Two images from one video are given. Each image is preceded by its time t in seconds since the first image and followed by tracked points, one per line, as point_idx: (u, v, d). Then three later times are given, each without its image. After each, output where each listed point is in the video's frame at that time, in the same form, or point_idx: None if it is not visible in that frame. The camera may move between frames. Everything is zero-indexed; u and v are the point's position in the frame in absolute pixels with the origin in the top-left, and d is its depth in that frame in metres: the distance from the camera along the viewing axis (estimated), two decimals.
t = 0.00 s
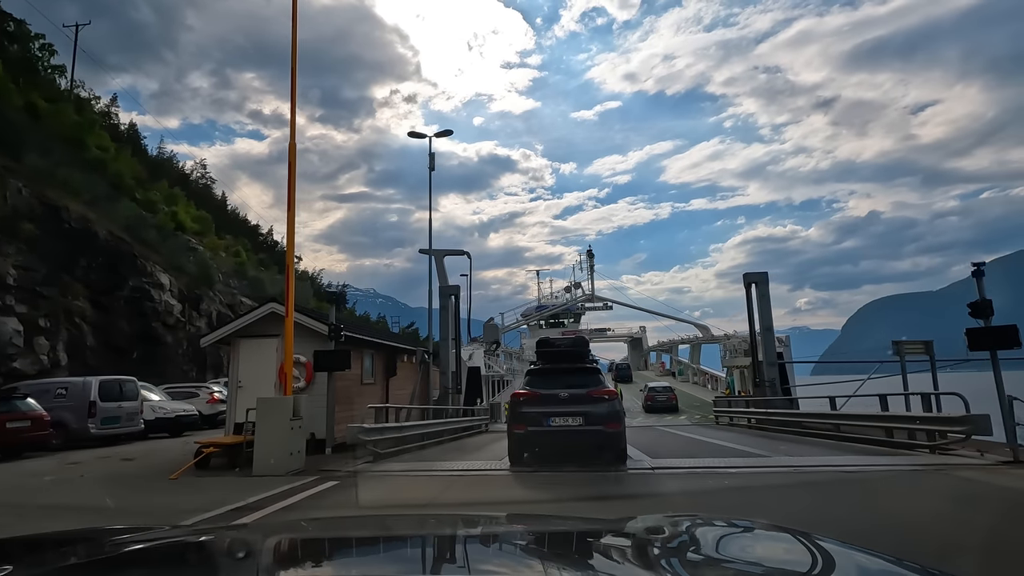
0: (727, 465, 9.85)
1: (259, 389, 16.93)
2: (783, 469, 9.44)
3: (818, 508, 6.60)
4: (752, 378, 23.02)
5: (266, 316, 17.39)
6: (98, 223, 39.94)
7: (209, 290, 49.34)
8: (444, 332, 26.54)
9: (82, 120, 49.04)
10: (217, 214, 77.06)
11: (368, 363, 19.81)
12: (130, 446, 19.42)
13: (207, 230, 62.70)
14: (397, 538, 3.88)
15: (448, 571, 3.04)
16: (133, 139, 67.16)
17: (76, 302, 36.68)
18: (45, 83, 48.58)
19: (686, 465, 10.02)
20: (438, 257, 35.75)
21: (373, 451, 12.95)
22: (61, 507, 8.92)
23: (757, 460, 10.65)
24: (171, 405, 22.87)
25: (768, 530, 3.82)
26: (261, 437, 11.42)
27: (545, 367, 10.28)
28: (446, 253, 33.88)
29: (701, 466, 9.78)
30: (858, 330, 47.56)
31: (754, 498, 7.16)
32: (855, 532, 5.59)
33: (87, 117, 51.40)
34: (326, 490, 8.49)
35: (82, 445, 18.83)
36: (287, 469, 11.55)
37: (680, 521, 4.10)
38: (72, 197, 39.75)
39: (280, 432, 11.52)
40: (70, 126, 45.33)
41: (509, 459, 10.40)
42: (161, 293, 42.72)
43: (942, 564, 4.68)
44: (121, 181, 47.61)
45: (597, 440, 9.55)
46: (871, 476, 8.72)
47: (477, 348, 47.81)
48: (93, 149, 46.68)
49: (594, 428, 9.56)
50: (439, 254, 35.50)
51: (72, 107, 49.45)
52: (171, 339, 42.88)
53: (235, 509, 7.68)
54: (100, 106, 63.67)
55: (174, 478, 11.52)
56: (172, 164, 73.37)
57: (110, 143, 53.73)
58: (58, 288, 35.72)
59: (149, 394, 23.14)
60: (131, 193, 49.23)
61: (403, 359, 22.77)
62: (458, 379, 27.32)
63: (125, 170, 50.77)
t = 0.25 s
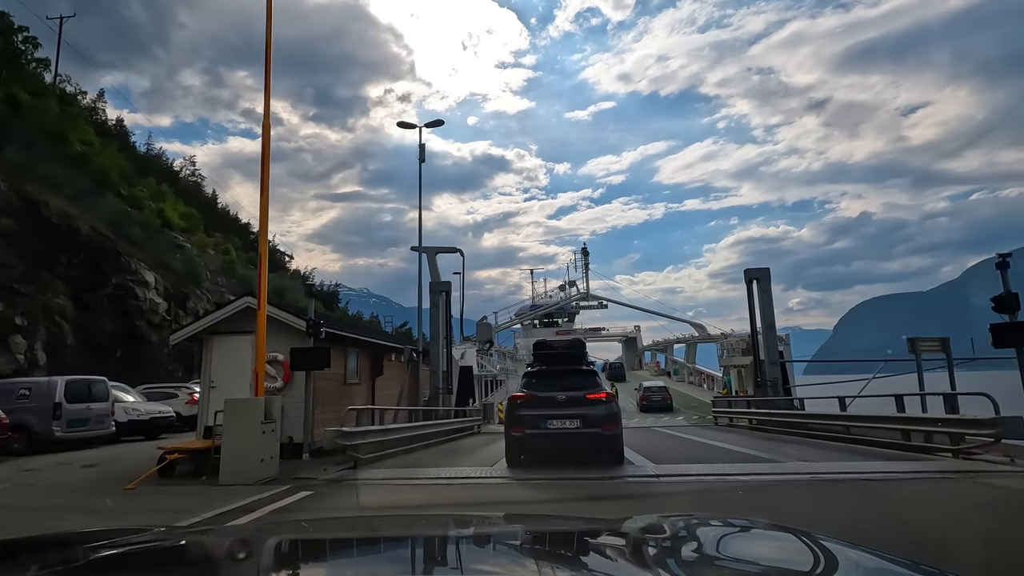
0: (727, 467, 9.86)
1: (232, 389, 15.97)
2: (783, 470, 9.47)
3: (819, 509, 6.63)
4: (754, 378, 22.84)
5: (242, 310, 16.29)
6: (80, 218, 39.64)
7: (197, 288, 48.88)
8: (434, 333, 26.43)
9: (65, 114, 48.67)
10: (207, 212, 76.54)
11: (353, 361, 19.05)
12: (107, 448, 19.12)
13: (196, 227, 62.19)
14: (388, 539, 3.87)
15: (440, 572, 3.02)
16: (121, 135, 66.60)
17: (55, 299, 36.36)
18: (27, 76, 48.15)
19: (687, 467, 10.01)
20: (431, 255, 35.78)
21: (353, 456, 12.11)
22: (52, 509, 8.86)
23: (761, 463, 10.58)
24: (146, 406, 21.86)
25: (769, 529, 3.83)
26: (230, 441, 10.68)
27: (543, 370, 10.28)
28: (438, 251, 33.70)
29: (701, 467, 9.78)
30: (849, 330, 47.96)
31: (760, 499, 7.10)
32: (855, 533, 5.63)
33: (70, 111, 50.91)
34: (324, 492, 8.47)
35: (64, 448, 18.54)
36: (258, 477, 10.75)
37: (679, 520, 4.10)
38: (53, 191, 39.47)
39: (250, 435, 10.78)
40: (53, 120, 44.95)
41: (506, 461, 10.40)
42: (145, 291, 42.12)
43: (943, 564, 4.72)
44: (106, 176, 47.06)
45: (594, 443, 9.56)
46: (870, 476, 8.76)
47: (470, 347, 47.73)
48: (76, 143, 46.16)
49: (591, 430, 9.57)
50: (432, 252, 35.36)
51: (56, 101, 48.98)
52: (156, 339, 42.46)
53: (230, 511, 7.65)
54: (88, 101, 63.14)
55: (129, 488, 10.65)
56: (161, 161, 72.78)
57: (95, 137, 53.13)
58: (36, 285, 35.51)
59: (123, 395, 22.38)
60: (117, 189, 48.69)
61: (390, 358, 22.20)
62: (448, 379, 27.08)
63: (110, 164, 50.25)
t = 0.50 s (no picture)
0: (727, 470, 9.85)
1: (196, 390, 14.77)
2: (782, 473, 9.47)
3: (820, 510, 6.65)
4: (755, 378, 22.92)
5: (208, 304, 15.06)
6: (58, 213, 39.00)
7: (181, 285, 48.31)
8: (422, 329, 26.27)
9: (44, 106, 47.67)
10: (195, 209, 75.83)
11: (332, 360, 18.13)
12: (74, 451, 18.31)
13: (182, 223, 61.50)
14: (378, 540, 3.86)
15: (429, 572, 2.98)
16: (107, 131, 65.76)
17: (30, 297, 35.82)
18: (6, 68, 47.21)
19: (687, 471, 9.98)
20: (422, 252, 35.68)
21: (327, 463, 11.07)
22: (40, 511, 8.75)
23: (765, 467, 10.54)
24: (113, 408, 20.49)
25: (768, 530, 3.83)
26: (182, 449, 9.33)
27: (540, 373, 10.28)
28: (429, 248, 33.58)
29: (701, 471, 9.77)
30: (840, 330, 48.40)
31: (764, 500, 7.09)
32: (857, 534, 5.64)
33: (50, 103, 49.97)
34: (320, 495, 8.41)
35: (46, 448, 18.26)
36: (216, 490, 9.39)
37: (676, 520, 4.10)
38: (31, 186, 38.77)
39: (207, 445, 9.40)
40: (31, 112, 44.19)
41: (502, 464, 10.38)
42: (126, 288, 41.64)
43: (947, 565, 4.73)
44: (86, 171, 46.33)
45: (590, 446, 9.56)
46: (868, 478, 8.79)
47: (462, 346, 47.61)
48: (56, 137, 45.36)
49: (587, 433, 9.56)
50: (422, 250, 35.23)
51: (36, 93, 48.27)
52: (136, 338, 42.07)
53: (222, 513, 7.57)
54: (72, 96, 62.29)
55: (66, 501, 9.45)
56: (148, 157, 71.98)
57: (77, 130, 52.26)
58: (11, 281, 35.04)
59: (89, 395, 20.98)
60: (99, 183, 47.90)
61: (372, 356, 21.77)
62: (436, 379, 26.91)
63: (91, 158, 49.39)
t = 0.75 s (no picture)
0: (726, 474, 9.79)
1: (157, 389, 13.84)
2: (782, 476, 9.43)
3: (822, 512, 6.63)
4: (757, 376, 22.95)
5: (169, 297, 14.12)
6: (36, 207, 38.32)
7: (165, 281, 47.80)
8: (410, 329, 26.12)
9: (23, 97, 46.44)
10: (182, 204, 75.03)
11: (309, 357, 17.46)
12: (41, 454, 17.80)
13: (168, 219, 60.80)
14: (372, 540, 3.92)
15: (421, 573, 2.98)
16: (92, 124, 64.75)
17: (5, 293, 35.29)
18: None
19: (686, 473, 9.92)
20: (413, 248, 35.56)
21: (298, 472, 10.10)
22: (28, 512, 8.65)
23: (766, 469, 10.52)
24: (79, 409, 19.84)
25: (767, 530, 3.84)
26: (132, 456, 8.31)
27: (535, 374, 10.27)
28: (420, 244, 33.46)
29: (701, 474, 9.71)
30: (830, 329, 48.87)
31: (765, 502, 7.09)
32: (859, 535, 5.63)
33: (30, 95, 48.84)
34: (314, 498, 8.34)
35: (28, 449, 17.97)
36: (170, 502, 8.36)
37: (674, 520, 4.11)
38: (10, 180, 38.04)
39: (160, 449, 8.38)
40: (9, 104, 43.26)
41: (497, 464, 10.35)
42: (107, 285, 41.29)
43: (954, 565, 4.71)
44: (68, 165, 45.34)
45: (585, 446, 9.55)
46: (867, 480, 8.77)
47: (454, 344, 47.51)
48: (36, 129, 44.32)
49: (582, 434, 9.56)
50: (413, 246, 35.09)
51: (14, 83, 47.02)
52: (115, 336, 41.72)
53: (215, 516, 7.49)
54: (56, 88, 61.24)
55: None
56: (134, 152, 71.11)
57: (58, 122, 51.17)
58: None
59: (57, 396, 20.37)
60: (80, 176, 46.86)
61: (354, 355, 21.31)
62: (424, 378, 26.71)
63: (73, 151, 48.27)
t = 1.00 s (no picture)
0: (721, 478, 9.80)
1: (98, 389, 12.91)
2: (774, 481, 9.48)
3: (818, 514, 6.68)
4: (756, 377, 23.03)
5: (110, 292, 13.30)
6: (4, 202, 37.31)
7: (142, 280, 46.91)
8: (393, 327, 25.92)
9: None
10: (165, 202, 73.94)
11: (275, 354, 17.12)
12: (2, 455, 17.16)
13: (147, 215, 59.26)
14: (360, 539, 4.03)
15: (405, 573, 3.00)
16: (70, 118, 63.12)
17: None
18: None
19: (681, 478, 9.92)
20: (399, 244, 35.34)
21: (252, 485, 8.98)
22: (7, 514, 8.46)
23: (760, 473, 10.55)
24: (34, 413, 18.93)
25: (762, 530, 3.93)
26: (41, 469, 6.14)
27: (525, 378, 10.27)
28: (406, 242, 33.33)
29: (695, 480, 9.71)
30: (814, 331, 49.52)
31: (766, 505, 7.12)
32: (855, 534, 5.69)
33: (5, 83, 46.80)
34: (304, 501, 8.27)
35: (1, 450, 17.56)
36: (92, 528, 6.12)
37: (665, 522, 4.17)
38: None
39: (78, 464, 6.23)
40: None
41: (486, 468, 10.33)
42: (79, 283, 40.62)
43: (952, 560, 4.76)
44: (39, 157, 42.92)
45: (574, 450, 9.58)
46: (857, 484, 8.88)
47: (441, 344, 47.39)
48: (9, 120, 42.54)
49: (572, 437, 9.58)
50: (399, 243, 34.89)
51: None
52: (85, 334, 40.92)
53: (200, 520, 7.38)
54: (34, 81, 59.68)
55: None
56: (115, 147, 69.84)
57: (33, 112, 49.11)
58: None
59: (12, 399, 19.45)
60: (56, 168, 44.66)
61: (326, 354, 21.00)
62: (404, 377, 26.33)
63: (51, 141, 45.94)
